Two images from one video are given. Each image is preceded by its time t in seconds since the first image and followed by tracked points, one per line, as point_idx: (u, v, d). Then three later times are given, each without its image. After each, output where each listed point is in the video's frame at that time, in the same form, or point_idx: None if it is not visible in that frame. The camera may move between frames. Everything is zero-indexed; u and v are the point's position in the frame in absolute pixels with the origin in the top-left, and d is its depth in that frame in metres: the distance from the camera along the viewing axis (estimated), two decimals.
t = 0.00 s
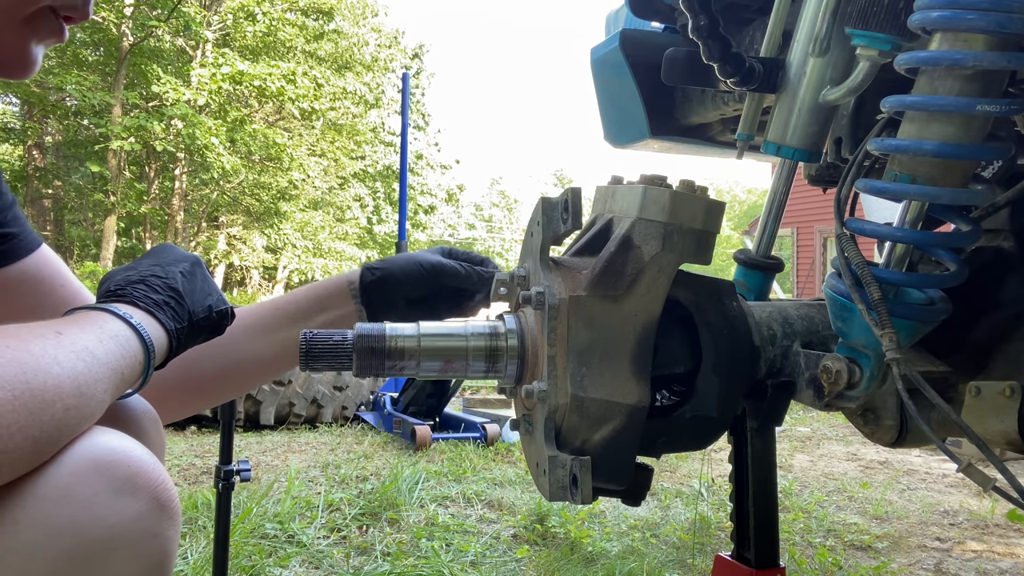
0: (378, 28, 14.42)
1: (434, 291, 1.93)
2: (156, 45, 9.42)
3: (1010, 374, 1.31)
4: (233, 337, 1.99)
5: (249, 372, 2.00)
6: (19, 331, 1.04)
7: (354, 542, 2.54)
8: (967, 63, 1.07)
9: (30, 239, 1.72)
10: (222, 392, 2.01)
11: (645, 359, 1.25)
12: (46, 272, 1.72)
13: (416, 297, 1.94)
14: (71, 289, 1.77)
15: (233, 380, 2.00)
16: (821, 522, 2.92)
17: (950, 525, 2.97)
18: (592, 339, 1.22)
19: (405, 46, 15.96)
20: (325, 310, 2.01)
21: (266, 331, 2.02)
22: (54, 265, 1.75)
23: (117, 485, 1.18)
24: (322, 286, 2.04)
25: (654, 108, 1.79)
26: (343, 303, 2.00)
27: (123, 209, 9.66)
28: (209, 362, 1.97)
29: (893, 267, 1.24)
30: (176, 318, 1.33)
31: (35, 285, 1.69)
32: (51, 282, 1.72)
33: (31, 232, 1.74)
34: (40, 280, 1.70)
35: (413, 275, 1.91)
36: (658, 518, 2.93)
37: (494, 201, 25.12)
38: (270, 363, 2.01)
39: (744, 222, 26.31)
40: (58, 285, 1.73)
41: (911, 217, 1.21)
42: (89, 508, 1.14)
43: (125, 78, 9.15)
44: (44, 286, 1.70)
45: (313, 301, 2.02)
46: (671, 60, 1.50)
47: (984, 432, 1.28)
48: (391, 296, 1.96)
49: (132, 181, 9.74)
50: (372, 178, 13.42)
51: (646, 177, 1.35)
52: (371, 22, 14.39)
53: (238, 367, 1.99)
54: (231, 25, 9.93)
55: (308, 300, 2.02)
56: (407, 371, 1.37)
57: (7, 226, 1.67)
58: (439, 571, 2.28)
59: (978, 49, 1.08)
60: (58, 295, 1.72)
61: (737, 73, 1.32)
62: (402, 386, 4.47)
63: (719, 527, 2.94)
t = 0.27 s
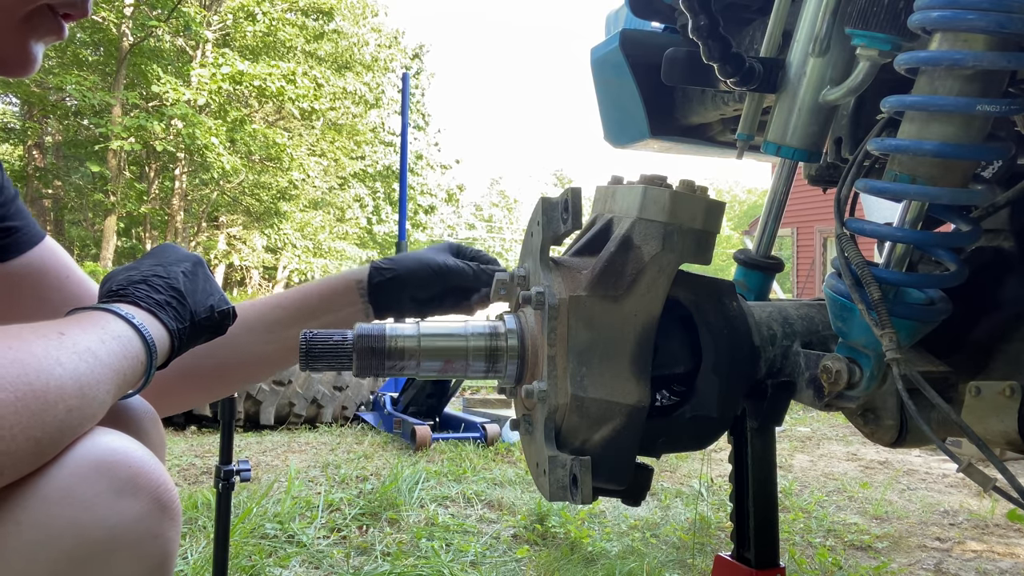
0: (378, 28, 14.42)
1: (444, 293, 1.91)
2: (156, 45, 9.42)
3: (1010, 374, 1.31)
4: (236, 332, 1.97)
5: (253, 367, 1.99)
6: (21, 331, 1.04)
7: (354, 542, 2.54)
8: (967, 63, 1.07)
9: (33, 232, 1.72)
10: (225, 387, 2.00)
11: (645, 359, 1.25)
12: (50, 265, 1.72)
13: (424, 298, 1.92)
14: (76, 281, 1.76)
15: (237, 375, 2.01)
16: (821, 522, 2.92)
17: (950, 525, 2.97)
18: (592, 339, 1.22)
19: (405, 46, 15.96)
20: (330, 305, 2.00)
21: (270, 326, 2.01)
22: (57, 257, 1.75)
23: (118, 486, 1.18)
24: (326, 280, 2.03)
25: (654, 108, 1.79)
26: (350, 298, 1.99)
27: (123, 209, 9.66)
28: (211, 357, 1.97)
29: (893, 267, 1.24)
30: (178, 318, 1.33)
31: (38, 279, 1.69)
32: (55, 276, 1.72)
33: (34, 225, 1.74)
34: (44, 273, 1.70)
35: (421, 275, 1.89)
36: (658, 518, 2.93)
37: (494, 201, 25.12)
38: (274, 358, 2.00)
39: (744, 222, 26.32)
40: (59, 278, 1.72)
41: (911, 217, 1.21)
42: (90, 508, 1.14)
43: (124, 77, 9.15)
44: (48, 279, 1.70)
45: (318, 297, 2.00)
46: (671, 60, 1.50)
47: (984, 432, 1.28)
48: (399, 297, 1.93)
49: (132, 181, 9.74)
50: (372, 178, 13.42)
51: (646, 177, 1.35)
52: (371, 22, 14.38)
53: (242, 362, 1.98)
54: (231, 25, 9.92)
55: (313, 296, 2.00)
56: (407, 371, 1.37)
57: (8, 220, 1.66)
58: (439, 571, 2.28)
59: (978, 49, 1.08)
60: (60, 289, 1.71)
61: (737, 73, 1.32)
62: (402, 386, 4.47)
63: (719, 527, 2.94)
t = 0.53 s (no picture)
0: (378, 28, 14.42)
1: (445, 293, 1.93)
2: (156, 45, 9.42)
3: (1010, 374, 1.31)
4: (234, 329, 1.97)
5: (252, 364, 1.99)
6: (24, 331, 1.04)
7: (354, 542, 2.54)
8: (967, 63, 1.07)
9: (33, 229, 1.72)
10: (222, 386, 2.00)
11: (645, 359, 1.25)
12: (50, 262, 1.72)
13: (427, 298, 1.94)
14: (76, 277, 1.76)
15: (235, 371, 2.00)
16: (821, 522, 2.92)
17: (950, 525, 2.97)
18: (592, 339, 1.22)
19: (405, 46, 15.95)
20: (331, 306, 1.99)
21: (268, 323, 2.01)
22: (57, 253, 1.75)
23: (119, 486, 1.18)
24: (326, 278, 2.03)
25: (654, 108, 1.79)
26: (351, 299, 1.99)
27: (123, 209, 9.66)
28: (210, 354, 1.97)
29: (893, 267, 1.24)
30: (179, 317, 1.33)
31: (38, 277, 1.69)
32: (56, 273, 1.72)
33: (34, 221, 1.74)
34: (44, 270, 1.70)
35: (423, 274, 1.92)
36: (658, 518, 2.93)
37: (494, 201, 25.11)
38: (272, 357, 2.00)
39: (744, 222, 26.29)
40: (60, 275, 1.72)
41: (911, 217, 1.21)
42: (91, 508, 1.14)
43: (124, 78, 9.14)
44: (48, 276, 1.70)
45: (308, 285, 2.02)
46: (671, 60, 1.50)
47: (984, 432, 1.28)
48: (399, 296, 1.96)
49: (132, 181, 9.74)
50: (372, 178, 13.43)
51: (645, 177, 1.35)
52: (371, 22, 14.39)
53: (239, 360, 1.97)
54: (231, 25, 9.93)
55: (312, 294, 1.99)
56: (407, 371, 1.37)
57: (8, 216, 1.65)
58: (439, 571, 2.28)
59: (978, 49, 1.08)
60: (60, 285, 1.71)
61: (737, 73, 1.32)
62: (402, 386, 4.47)
63: (719, 528, 2.94)
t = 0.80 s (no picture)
0: (378, 28, 14.42)
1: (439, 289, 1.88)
2: (156, 45, 9.43)
3: (1011, 374, 1.31)
4: (233, 326, 1.98)
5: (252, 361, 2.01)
6: (26, 331, 1.04)
7: (354, 542, 2.54)
8: (966, 63, 1.07)
9: (32, 229, 1.72)
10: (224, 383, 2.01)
11: (645, 359, 1.25)
12: (50, 263, 1.72)
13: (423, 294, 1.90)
14: (76, 277, 1.76)
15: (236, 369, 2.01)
16: (821, 522, 2.92)
17: (950, 525, 2.97)
18: (592, 339, 1.22)
19: (405, 46, 15.95)
20: (329, 302, 2.00)
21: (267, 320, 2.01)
22: (57, 255, 1.75)
23: (119, 485, 1.18)
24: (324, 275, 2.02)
25: (655, 108, 1.79)
26: (350, 296, 1.99)
27: (123, 209, 9.66)
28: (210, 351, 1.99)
29: (893, 267, 1.24)
30: (180, 316, 1.33)
31: (37, 276, 1.69)
32: (55, 273, 1.72)
33: (33, 222, 1.74)
34: (43, 270, 1.70)
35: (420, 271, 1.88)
36: (658, 518, 2.93)
37: (494, 201, 25.11)
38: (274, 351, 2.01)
39: (744, 222, 26.29)
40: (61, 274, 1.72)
41: (911, 217, 1.21)
42: (92, 508, 1.14)
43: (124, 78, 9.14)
44: (47, 276, 1.70)
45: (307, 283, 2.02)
46: (671, 60, 1.50)
47: (984, 432, 1.28)
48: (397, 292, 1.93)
49: (132, 181, 9.74)
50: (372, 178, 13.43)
51: (646, 177, 1.35)
52: (371, 22, 14.38)
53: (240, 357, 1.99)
54: (231, 25, 9.93)
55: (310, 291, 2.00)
56: (407, 372, 1.37)
57: (7, 216, 1.66)
58: (439, 571, 2.28)
59: (978, 49, 1.08)
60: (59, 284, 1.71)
61: (737, 73, 1.32)
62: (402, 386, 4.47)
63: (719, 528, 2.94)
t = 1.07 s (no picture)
0: (378, 28, 14.42)
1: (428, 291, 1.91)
2: (156, 45, 9.42)
3: (1011, 374, 1.31)
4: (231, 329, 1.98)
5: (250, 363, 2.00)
6: (28, 332, 1.04)
7: (354, 542, 2.54)
8: (966, 63, 1.07)
9: (30, 238, 1.73)
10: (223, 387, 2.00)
11: (645, 359, 1.25)
12: (46, 272, 1.72)
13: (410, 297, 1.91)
14: (71, 289, 1.76)
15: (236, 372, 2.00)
16: (821, 522, 2.92)
17: (950, 525, 2.97)
18: (592, 339, 1.22)
19: (405, 46, 15.95)
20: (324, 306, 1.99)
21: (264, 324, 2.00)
22: (53, 264, 1.75)
23: (121, 485, 1.18)
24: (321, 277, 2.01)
25: (655, 108, 1.79)
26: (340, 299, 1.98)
27: (122, 209, 9.66)
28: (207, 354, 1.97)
29: (893, 267, 1.24)
30: (183, 315, 1.33)
31: (34, 284, 1.69)
32: (52, 283, 1.72)
33: (31, 231, 1.75)
34: (40, 279, 1.70)
35: (405, 274, 1.90)
36: (658, 518, 2.93)
37: (494, 201, 25.10)
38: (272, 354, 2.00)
39: (744, 222, 26.28)
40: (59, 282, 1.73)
41: (911, 216, 1.21)
42: (95, 507, 1.14)
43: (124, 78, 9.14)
44: (44, 285, 1.70)
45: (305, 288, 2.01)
46: (671, 60, 1.50)
47: (984, 432, 1.28)
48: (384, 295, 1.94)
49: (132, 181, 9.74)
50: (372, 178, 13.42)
51: (646, 177, 1.35)
52: (371, 22, 14.39)
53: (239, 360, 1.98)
54: (231, 25, 9.93)
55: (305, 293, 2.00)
56: (407, 371, 1.37)
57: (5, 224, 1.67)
58: (439, 571, 2.28)
59: (978, 49, 1.08)
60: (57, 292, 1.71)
61: (737, 73, 1.32)
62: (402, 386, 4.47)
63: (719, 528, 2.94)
